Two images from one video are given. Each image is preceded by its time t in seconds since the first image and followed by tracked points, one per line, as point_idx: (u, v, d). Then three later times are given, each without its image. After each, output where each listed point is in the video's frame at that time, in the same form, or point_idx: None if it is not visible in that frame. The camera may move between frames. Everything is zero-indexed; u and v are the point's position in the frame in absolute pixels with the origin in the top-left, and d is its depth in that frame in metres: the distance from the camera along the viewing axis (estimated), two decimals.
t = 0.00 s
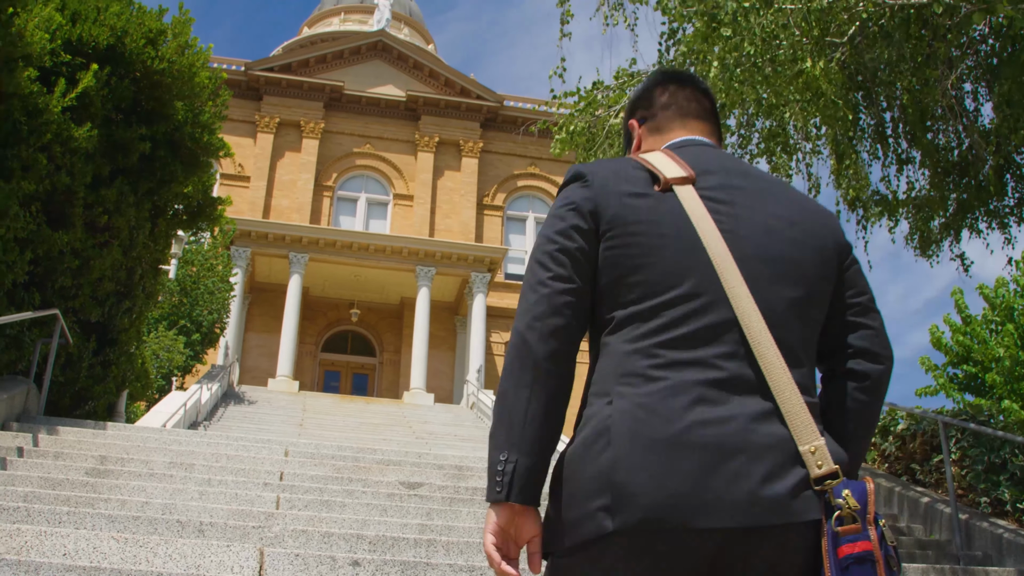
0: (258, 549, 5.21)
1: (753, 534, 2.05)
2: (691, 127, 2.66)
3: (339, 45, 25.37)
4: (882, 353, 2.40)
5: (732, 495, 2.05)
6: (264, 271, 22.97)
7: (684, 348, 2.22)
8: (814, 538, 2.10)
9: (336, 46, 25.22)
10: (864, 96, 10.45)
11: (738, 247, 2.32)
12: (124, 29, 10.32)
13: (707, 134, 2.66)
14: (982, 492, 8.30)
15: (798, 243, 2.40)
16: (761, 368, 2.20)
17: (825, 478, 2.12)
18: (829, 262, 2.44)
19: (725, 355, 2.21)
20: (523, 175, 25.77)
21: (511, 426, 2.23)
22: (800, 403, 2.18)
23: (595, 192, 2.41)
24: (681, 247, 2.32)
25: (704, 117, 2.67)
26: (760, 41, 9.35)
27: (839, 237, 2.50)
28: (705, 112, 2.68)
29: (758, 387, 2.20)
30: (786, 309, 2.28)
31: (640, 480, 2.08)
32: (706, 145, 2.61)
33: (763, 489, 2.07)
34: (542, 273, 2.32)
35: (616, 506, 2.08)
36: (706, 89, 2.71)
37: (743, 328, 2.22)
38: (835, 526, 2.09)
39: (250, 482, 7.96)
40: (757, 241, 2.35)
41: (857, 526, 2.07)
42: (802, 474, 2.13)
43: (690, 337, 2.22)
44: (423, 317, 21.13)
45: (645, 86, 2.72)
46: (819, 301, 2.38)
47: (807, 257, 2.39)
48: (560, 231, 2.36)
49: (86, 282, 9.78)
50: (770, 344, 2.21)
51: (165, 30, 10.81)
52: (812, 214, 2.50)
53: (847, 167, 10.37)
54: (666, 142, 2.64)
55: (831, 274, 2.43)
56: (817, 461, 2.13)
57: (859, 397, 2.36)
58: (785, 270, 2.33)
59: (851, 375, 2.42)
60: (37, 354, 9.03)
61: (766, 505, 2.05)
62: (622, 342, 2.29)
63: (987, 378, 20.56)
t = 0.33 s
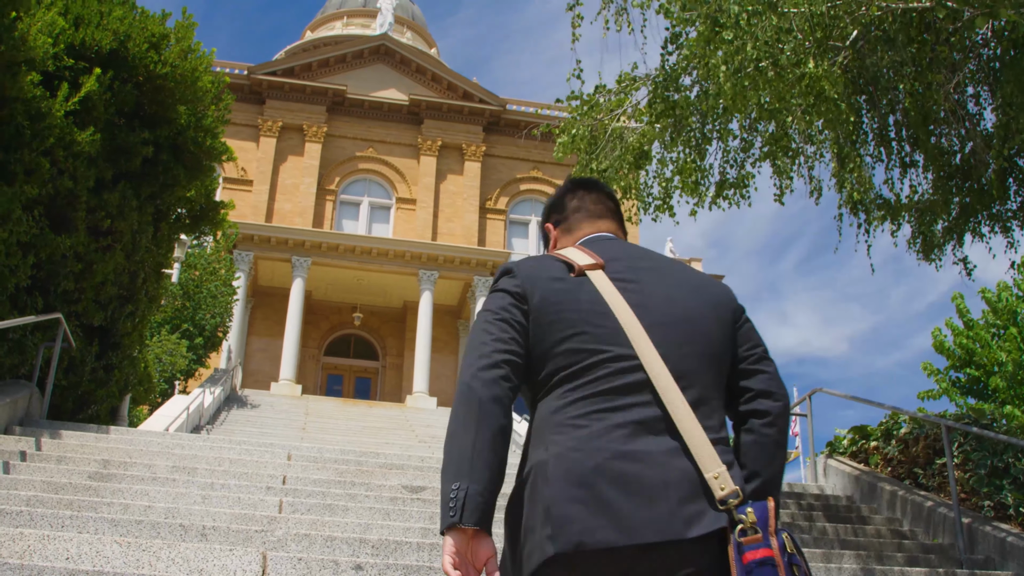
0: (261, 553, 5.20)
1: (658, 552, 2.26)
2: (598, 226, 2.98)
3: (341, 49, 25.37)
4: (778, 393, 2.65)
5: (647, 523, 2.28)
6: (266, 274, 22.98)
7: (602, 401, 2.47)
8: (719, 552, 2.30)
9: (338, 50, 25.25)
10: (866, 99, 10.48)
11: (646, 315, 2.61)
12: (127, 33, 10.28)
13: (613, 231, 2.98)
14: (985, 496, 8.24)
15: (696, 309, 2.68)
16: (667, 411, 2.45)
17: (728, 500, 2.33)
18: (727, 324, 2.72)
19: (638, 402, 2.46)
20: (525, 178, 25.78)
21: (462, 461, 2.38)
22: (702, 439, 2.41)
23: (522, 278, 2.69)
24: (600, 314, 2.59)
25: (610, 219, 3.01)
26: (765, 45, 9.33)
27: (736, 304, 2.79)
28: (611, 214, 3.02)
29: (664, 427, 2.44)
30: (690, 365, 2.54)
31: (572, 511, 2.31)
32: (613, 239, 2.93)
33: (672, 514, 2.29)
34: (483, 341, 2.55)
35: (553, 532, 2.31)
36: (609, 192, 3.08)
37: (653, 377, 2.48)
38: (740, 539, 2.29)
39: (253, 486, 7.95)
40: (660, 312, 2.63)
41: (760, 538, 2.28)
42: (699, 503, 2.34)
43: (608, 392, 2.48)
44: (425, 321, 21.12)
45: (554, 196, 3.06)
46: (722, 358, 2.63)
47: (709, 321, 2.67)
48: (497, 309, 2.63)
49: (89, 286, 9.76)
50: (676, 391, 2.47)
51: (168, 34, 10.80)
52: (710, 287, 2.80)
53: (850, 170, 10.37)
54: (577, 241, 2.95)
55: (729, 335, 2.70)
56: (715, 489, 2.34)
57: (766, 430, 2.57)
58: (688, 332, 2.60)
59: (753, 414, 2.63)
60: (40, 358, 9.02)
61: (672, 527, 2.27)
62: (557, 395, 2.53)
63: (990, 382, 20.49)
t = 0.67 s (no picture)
0: (261, 545, 5.19)
1: (618, 498, 2.38)
2: (554, 229, 3.09)
3: (346, 42, 25.33)
4: (711, 365, 2.74)
5: (604, 472, 2.39)
6: (269, 267, 23.01)
7: (544, 378, 2.57)
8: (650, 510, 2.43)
9: (343, 43, 25.20)
10: (871, 98, 10.43)
11: (578, 301, 2.71)
12: (132, 24, 10.30)
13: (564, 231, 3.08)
14: (985, 496, 8.22)
15: (627, 294, 2.78)
16: (599, 384, 2.55)
17: (658, 462, 2.44)
18: (657, 310, 2.82)
19: (572, 378, 2.57)
20: (528, 174, 25.78)
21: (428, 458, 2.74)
22: (632, 406, 2.52)
23: (467, 286, 2.83)
24: (533, 306, 2.70)
25: (566, 223, 3.12)
26: (769, 43, 9.32)
27: (670, 289, 2.88)
28: (566, 218, 3.13)
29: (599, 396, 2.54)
30: (623, 346, 2.64)
31: (533, 461, 2.43)
32: (566, 239, 3.04)
33: (624, 467, 2.41)
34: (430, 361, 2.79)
35: (520, 482, 2.43)
36: (567, 202, 3.21)
37: (581, 356, 2.59)
38: (661, 498, 2.43)
39: (253, 478, 7.94)
40: (593, 298, 2.73)
41: (677, 497, 2.42)
42: (640, 462, 2.44)
43: (550, 371, 2.58)
44: (427, 314, 21.14)
45: (516, 209, 3.20)
46: (651, 343, 2.75)
47: (639, 309, 2.77)
48: (445, 321, 2.79)
49: (91, 277, 9.77)
50: (609, 367, 2.58)
51: (173, 26, 10.74)
52: (646, 275, 2.90)
53: (853, 168, 10.36)
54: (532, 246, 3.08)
55: (658, 320, 2.80)
56: (653, 451, 2.45)
57: (699, 403, 2.69)
58: (616, 315, 2.71)
59: (689, 388, 2.73)
60: (42, 348, 9.02)
61: (626, 476, 2.40)
62: (498, 380, 2.66)
63: (991, 382, 20.44)
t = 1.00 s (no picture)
0: (263, 541, 5.21)
1: (577, 478, 2.54)
2: (559, 225, 3.25)
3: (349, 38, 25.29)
4: (680, 373, 2.90)
5: (565, 454, 2.56)
6: (271, 263, 23.03)
7: (527, 372, 2.74)
8: (610, 489, 2.57)
9: (346, 39, 25.17)
10: (875, 96, 10.40)
11: (565, 300, 2.89)
12: (135, 20, 10.27)
13: (568, 228, 3.23)
14: (987, 495, 8.21)
15: (608, 298, 2.94)
16: (574, 376, 2.72)
17: (618, 448, 2.60)
18: (638, 315, 2.99)
19: (550, 372, 2.74)
20: (531, 171, 25.78)
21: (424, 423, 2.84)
22: (601, 399, 2.69)
23: (472, 272, 2.99)
24: (525, 299, 2.87)
25: (572, 221, 3.26)
26: (772, 40, 9.31)
27: (653, 297, 3.04)
28: (572, 218, 3.27)
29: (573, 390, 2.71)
30: (597, 345, 2.81)
31: (505, 444, 2.61)
32: (567, 240, 3.20)
33: (589, 451, 2.58)
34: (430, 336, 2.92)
35: (491, 461, 2.61)
36: (581, 198, 3.33)
37: (562, 351, 2.76)
38: (621, 482, 2.56)
39: (255, 474, 7.95)
40: (579, 299, 2.90)
41: (635, 480, 2.54)
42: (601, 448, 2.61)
43: (532, 365, 2.76)
44: (430, 311, 21.14)
45: (527, 198, 3.35)
46: (628, 344, 2.92)
47: (620, 311, 2.94)
48: (447, 306, 2.95)
49: (94, 272, 9.77)
50: (587, 364, 2.75)
51: (177, 21, 10.72)
52: (632, 282, 3.06)
53: (857, 167, 10.35)
54: (535, 240, 3.26)
55: (637, 324, 2.96)
56: (613, 439, 2.62)
57: (664, 404, 2.83)
58: (596, 315, 2.88)
59: (658, 391, 2.89)
60: (45, 343, 9.03)
61: (587, 458, 2.56)
62: (486, 366, 2.83)
63: (993, 381, 20.42)
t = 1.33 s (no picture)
0: (265, 544, 5.20)
1: (555, 471, 2.70)
2: (533, 240, 3.38)
3: (350, 41, 25.31)
4: (652, 374, 3.12)
5: (546, 449, 2.70)
6: (272, 266, 23.05)
7: (520, 371, 2.90)
8: (587, 481, 2.72)
9: (347, 42, 25.18)
10: (874, 95, 10.36)
11: (554, 311, 3.06)
12: (136, 23, 10.28)
13: (543, 243, 3.38)
14: (990, 495, 8.19)
15: (592, 309, 3.11)
16: (560, 379, 2.90)
17: (597, 448, 2.74)
18: (614, 324, 3.16)
19: (540, 374, 2.91)
20: (532, 173, 25.83)
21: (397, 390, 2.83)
22: (585, 402, 2.87)
23: (470, 274, 3.12)
24: (519, 308, 3.03)
25: (546, 236, 3.40)
26: (771, 42, 9.34)
27: (627, 308, 3.22)
28: (545, 233, 3.40)
29: (557, 391, 2.88)
30: (582, 353, 2.99)
31: (491, 436, 2.74)
32: (542, 254, 3.34)
33: (569, 446, 2.73)
34: (431, 317, 3.00)
35: (475, 454, 2.74)
36: (552, 214, 3.44)
37: (551, 355, 2.93)
38: (599, 475, 2.71)
39: (258, 477, 7.94)
40: (567, 311, 3.07)
41: (612, 473, 2.70)
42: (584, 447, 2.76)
43: (525, 364, 2.91)
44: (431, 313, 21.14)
45: (500, 213, 3.45)
46: (607, 349, 3.08)
47: (602, 321, 3.11)
48: (445, 299, 3.05)
49: (96, 275, 9.78)
50: (572, 367, 2.93)
51: (178, 25, 10.72)
52: (610, 294, 3.24)
53: (858, 167, 10.35)
54: (511, 254, 3.37)
55: (615, 332, 3.13)
56: (593, 437, 2.77)
57: (638, 400, 3.04)
58: (582, 326, 3.05)
59: (631, 389, 3.09)
60: (47, 347, 9.04)
61: (567, 453, 2.71)
62: (480, 366, 2.98)
63: (994, 380, 20.42)
